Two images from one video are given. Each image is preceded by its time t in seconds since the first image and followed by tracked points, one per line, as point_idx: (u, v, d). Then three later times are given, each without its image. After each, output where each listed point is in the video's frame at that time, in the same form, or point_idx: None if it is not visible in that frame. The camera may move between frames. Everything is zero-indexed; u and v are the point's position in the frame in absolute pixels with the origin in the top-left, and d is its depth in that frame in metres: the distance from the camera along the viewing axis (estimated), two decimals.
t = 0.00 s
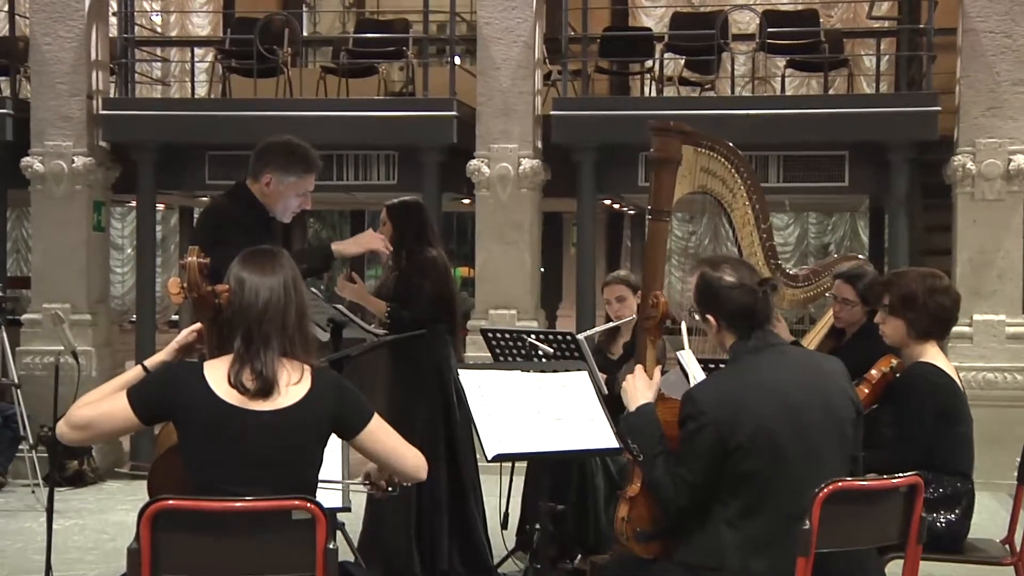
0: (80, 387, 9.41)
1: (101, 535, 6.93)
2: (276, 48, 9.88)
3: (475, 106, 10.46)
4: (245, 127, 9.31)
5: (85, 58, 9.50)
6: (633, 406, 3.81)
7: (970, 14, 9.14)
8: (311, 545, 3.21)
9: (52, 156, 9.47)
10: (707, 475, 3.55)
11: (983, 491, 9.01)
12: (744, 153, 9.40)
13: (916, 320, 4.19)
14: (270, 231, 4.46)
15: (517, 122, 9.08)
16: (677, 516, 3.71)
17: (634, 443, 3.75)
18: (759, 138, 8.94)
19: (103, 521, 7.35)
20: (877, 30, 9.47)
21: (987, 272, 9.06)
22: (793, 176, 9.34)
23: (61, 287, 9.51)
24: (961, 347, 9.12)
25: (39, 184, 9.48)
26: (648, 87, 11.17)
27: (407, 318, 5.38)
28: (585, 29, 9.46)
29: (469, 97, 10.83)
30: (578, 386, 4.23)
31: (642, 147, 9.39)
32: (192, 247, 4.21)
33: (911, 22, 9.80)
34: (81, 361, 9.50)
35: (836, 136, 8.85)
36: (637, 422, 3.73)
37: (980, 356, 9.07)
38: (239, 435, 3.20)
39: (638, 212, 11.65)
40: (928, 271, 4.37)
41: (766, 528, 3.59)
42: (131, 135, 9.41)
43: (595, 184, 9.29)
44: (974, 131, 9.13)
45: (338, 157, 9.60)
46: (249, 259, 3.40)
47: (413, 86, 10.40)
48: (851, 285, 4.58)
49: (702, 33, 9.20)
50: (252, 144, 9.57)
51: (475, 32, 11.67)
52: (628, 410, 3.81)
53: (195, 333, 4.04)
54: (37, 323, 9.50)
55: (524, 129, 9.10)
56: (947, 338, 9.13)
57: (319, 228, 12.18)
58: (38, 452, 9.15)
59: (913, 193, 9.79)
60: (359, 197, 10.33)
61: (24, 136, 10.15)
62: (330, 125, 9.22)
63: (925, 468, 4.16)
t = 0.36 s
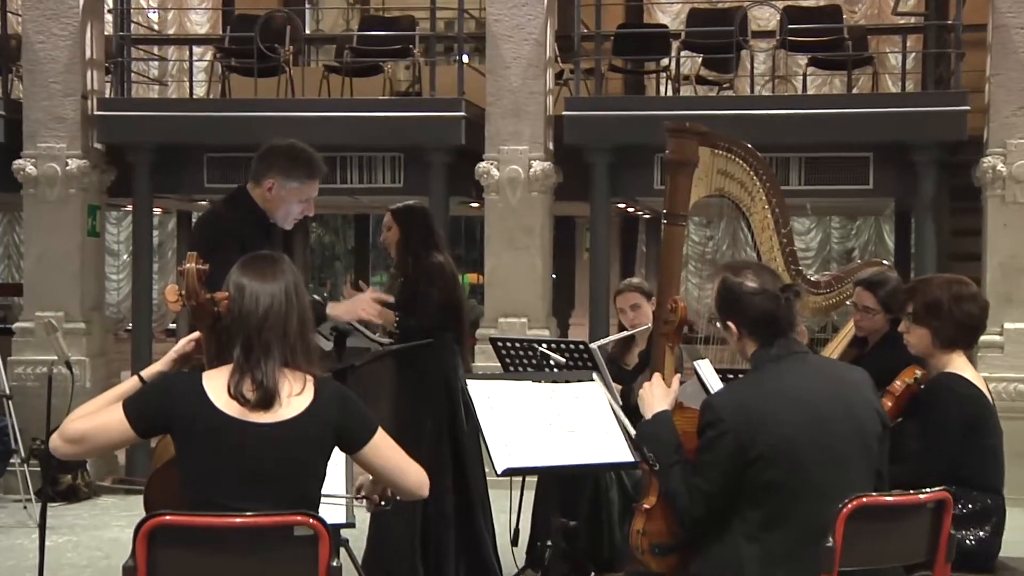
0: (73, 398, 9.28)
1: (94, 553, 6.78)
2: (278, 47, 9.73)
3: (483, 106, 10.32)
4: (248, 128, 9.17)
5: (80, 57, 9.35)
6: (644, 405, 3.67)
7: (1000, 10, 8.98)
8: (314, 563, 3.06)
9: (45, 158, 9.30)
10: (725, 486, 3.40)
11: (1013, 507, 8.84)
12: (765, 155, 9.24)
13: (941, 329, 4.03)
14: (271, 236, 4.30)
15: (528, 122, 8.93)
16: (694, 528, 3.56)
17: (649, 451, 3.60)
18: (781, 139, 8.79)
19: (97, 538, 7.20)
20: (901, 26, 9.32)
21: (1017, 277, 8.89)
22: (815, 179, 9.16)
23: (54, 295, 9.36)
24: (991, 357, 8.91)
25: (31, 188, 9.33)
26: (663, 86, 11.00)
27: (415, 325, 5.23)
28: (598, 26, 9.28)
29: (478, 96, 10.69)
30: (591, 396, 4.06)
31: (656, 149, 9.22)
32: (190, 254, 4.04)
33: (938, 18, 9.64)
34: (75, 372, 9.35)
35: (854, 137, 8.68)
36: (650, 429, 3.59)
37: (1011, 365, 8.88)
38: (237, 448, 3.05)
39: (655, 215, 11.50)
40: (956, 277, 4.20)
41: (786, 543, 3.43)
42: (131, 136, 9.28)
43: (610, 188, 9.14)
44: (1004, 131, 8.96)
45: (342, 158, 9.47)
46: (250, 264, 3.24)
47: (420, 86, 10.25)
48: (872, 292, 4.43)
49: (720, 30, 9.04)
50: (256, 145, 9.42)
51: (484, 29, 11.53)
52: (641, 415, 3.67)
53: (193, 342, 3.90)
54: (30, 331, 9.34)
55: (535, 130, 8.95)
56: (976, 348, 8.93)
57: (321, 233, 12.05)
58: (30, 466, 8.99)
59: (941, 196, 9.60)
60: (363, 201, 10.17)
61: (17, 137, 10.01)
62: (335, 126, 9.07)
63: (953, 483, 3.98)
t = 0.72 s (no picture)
0: (65, 406, 9.13)
1: (87, 567, 6.64)
2: (278, 40, 9.59)
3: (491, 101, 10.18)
4: (249, 125, 9.03)
5: (72, 50, 9.20)
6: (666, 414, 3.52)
7: None
8: None
9: (35, 156, 9.15)
10: (742, 492, 3.25)
11: None
12: (785, 152, 9.07)
13: (967, 333, 3.86)
14: (271, 237, 4.16)
15: (538, 119, 8.77)
16: (712, 538, 3.39)
17: (667, 454, 3.44)
18: (798, 137, 8.64)
19: (90, 552, 7.05)
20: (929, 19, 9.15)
21: None
22: (837, 178, 9.00)
23: (46, 299, 9.21)
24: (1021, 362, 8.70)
25: (22, 187, 9.16)
26: (681, 81, 10.85)
27: (421, 335, 5.09)
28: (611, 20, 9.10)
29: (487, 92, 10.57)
30: (605, 405, 3.91)
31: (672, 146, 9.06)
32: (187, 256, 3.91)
33: (966, 9, 9.46)
34: (67, 378, 9.20)
35: (873, 134, 8.52)
36: (669, 432, 3.44)
37: None
38: (237, 458, 2.90)
39: (671, 216, 11.35)
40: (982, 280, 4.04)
41: (806, 558, 3.24)
42: (127, 132, 9.13)
43: (623, 188, 8.97)
44: None
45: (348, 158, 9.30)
46: (250, 265, 3.10)
47: (425, 80, 10.10)
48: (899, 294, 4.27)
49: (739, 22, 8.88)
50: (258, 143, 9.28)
51: (493, 21, 11.38)
52: (663, 421, 3.51)
53: (190, 348, 3.76)
54: (19, 336, 9.17)
55: (546, 126, 8.78)
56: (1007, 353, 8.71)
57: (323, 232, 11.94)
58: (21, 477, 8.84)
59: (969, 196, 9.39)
60: (368, 201, 10.02)
61: (10, 134, 9.89)
62: (338, 122, 8.92)
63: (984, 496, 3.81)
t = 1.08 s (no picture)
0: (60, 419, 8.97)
1: None
2: (282, 39, 9.44)
3: (504, 101, 10.04)
4: (253, 127, 8.88)
5: (68, 50, 9.06)
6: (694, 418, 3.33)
7: None
8: None
9: (30, 160, 9.00)
10: (762, 501, 3.08)
11: None
12: (811, 155, 8.91)
13: (1000, 344, 3.68)
14: (274, 243, 4.03)
15: (552, 120, 8.63)
16: (729, 549, 3.23)
17: (693, 460, 3.25)
18: (824, 140, 8.50)
19: (86, 570, 6.90)
20: (960, 15, 8.97)
21: None
22: (863, 181, 8.83)
23: (41, 308, 9.07)
24: None
25: (16, 192, 9.03)
26: (701, 81, 10.70)
27: (425, 338, 4.97)
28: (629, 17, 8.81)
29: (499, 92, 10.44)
30: (622, 418, 3.73)
31: (691, 149, 8.88)
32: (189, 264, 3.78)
33: (999, 6, 9.27)
34: (63, 391, 9.05)
35: (895, 135, 8.38)
36: (695, 440, 3.25)
37: None
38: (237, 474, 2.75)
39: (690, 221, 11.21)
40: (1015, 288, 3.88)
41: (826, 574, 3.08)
42: (122, 135, 9.00)
43: (640, 192, 8.75)
44: None
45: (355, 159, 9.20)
46: (253, 271, 2.93)
47: (435, 80, 9.95)
48: (933, 299, 4.12)
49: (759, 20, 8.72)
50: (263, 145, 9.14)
51: (505, 18, 11.23)
52: (693, 426, 3.32)
53: (189, 358, 3.62)
54: (13, 346, 9.01)
55: (560, 128, 8.63)
56: None
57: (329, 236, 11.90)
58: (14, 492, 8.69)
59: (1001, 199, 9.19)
60: (376, 205, 9.86)
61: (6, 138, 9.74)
62: (346, 123, 8.77)
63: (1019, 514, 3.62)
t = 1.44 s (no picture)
0: (55, 429, 8.66)
1: None
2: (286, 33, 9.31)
3: (517, 97, 9.93)
4: (256, 124, 8.69)
5: (64, 44, 8.81)
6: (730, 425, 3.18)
7: None
8: None
9: (24, 157, 8.74)
10: (786, 509, 2.93)
11: None
12: (837, 152, 8.69)
13: None
14: (276, 248, 3.88)
15: (567, 117, 8.45)
16: (751, 562, 3.07)
17: (719, 466, 3.08)
18: (858, 136, 8.27)
19: None
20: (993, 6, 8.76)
21: None
22: (890, 179, 8.60)
23: (36, 312, 8.78)
24: None
25: (9, 191, 8.75)
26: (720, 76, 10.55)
27: (434, 341, 4.84)
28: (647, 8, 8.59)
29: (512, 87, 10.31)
30: (640, 426, 3.59)
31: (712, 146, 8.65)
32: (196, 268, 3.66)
33: None
34: (58, 397, 8.76)
35: (922, 137, 8.19)
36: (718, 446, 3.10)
37: None
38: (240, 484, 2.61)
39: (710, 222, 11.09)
40: None
41: None
42: (120, 132, 8.78)
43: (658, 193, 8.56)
44: None
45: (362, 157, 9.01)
46: (255, 274, 2.78)
47: (445, 75, 9.80)
48: (965, 302, 4.02)
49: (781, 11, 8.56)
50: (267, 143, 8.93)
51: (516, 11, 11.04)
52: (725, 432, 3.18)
53: (189, 365, 3.48)
54: (7, 352, 8.71)
55: (575, 125, 8.45)
56: None
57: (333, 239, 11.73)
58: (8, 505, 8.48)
59: None
60: (384, 205, 9.69)
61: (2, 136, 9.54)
62: (352, 121, 8.60)
63: None
